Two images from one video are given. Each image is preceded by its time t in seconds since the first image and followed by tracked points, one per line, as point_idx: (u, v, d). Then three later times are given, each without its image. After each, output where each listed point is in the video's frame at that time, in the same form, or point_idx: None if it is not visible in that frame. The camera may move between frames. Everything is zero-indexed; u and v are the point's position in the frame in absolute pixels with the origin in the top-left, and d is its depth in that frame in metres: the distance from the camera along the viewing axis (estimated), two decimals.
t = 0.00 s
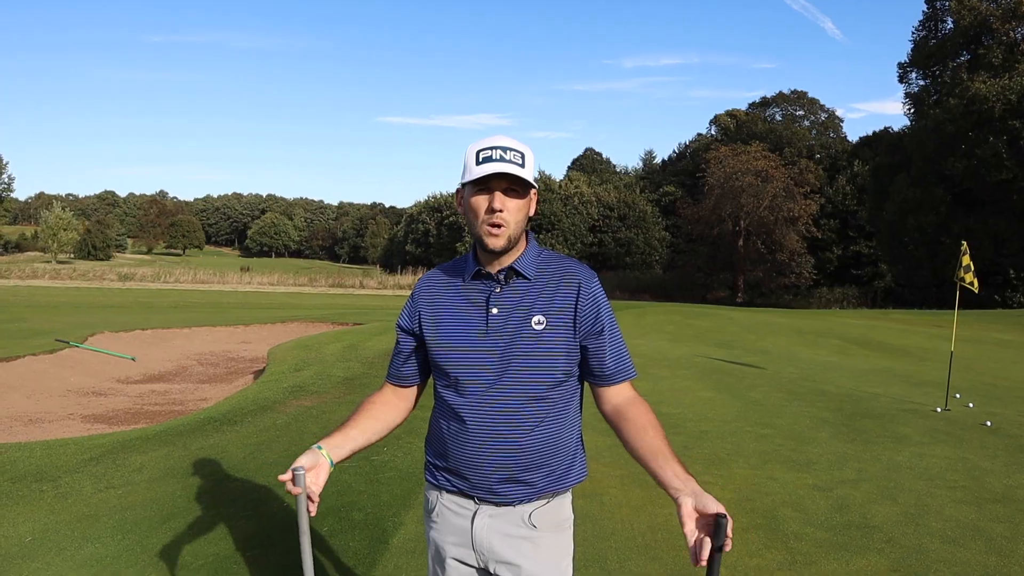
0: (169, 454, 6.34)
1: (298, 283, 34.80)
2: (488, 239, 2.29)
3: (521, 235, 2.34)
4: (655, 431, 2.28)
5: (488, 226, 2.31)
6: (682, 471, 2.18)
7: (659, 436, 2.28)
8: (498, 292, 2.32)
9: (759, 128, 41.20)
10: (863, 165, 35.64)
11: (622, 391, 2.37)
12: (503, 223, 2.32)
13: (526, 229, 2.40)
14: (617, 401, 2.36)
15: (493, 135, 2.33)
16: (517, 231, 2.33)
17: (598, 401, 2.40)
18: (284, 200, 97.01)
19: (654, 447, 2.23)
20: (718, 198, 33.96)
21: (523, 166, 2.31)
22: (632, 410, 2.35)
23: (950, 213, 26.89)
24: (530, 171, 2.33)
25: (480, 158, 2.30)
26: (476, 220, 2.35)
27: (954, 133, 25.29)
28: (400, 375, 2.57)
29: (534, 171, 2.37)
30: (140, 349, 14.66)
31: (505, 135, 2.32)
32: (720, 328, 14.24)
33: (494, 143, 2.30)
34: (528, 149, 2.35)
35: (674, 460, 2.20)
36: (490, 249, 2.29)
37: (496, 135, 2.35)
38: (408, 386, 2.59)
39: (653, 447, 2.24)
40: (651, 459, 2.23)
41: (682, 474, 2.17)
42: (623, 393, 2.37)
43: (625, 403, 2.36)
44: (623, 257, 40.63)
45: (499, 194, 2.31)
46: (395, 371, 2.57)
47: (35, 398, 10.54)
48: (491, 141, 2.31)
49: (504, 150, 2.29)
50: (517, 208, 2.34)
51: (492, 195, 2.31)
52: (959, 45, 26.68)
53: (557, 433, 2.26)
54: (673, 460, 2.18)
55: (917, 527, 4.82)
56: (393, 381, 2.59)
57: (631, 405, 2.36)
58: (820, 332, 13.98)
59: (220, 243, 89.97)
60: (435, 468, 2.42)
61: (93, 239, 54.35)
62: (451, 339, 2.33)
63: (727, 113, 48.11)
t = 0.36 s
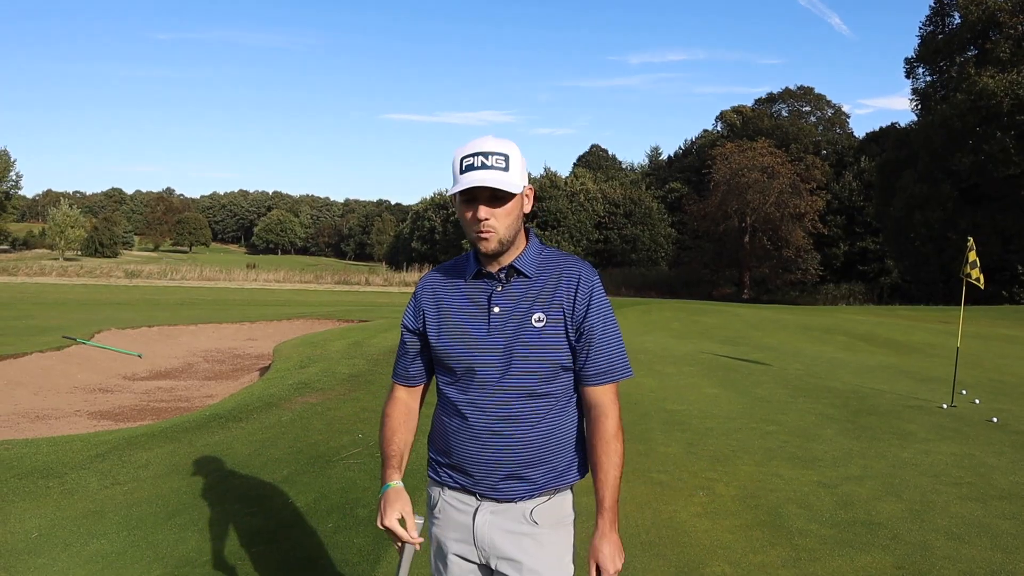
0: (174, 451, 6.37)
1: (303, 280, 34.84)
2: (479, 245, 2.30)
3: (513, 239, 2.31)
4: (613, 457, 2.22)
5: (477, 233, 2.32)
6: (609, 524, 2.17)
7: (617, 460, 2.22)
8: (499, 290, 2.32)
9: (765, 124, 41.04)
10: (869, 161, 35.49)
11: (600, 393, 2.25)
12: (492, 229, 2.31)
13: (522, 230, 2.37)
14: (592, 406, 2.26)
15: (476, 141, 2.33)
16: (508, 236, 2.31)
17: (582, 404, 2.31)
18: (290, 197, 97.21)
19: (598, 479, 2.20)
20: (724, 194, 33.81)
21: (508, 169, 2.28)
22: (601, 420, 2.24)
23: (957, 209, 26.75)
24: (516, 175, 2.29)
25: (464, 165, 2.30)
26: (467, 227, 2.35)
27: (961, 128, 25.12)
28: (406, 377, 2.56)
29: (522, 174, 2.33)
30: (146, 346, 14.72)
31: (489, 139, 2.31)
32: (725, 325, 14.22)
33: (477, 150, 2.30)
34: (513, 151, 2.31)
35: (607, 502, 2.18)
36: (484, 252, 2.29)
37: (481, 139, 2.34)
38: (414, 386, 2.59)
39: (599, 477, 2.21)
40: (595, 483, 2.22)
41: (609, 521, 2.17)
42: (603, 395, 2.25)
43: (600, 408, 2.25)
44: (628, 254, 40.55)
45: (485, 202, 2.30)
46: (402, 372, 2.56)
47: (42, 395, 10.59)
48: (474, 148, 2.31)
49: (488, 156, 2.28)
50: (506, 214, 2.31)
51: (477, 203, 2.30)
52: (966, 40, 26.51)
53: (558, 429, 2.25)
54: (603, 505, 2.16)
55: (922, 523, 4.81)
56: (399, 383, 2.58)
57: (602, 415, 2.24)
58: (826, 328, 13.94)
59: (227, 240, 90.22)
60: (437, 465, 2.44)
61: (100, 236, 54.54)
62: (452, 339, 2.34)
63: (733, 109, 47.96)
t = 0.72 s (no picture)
0: (175, 451, 6.39)
1: (305, 280, 34.88)
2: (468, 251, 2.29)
3: (500, 241, 2.29)
4: (622, 453, 2.24)
5: (464, 239, 2.31)
6: (621, 520, 2.19)
7: (626, 456, 2.25)
8: (499, 293, 2.32)
9: (765, 123, 41.01)
10: (871, 159, 35.46)
11: (611, 390, 2.29)
12: (478, 234, 2.29)
13: (512, 231, 2.35)
14: (602, 403, 2.29)
15: (456, 147, 2.32)
16: (496, 238, 2.29)
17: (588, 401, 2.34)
18: (291, 198, 97.30)
19: (608, 475, 2.22)
20: (724, 194, 33.76)
21: (485, 172, 2.26)
22: (611, 417, 2.27)
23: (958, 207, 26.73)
24: (496, 176, 2.27)
25: (444, 172, 2.30)
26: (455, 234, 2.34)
27: (963, 127, 25.08)
28: (417, 383, 2.48)
29: (504, 175, 2.30)
30: (148, 347, 14.73)
31: (467, 145, 2.30)
32: (726, 324, 14.21)
33: (455, 155, 2.30)
34: (492, 153, 2.30)
35: (619, 498, 2.21)
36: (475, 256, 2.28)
37: (460, 145, 2.34)
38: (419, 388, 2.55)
39: (609, 472, 2.23)
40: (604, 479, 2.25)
41: (621, 517, 2.20)
42: (612, 392, 2.29)
43: (610, 405, 2.29)
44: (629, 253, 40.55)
45: (467, 206, 2.28)
46: (401, 379, 2.52)
47: (45, 396, 10.62)
48: (453, 154, 2.31)
49: (465, 161, 2.27)
50: (490, 216, 2.29)
51: (459, 210, 2.29)
52: (968, 38, 26.48)
53: (560, 427, 2.27)
54: (614, 501, 2.19)
55: (924, 522, 4.81)
56: (406, 393, 2.51)
57: (613, 411, 2.28)
58: (828, 327, 13.93)
59: (228, 241, 90.32)
60: (438, 464, 2.44)
61: (102, 238, 54.66)
62: (453, 341, 2.34)
63: (734, 108, 47.92)
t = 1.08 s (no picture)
0: (174, 451, 6.39)
1: (303, 280, 34.84)
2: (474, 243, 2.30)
3: (507, 236, 2.31)
4: (615, 451, 2.19)
5: (471, 231, 2.32)
6: (610, 518, 2.13)
7: (620, 456, 2.20)
8: (502, 290, 2.32)
9: (763, 122, 41.04)
10: (869, 158, 35.51)
11: (608, 392, 2.25)
12: (485, 226, 2.31)
13: (517, 226, 2.37)
14: (599, 402, 2.26)
15: (467, 139, 2.33)
16: (502, 231, 2.31)
17: (586, 401, 2.32)
18: (289, 197, 97.30)
19: (600, 471, 2.17)
20: (722, 193, 33.77)
21: (497, 165, 2.28)
22: (608, 416, 2.24)
23: (956, 207, 26.77)
24: (507, 170, 2.29)
25: (455, 163, 2.31)
26: (461, 225, 2.36)
27: (960, 126, 25.12)
28: (412, 375, 2.51)
29: (514, 170, 2.32)
30: (146, 346, 14.72)
31: (478, 137, 2.31)
32: (725, 323, 14.22)
33: (467, 146, 2.31)
34: (503, 146, 2.31)
35: (609, 497, 2.15)
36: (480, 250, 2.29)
37: (471, 137, 2.35)
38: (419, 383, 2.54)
39: (601, 470, 2.18)
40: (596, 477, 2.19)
41: (609, 517, 2.13)
42: (610, 392, 2.26)
43: (608, 404, 2.25)
44: (627, 252, 40.55)
45: (475, 198, 2.30)
46: (399, 371, 2.53)
47: (42, 396, 10.60)
48: (464, 146, 2.32)
49: (476, 153, 2.29)
50: (499, 209, 2.31)
51: (468, 201, 2.31)
52: (965, 37, 26.51)
53: (558, 426, 2.27)
54: (602, 498, 2.14)
55: (921, 520, 4.82)
56: (403, 384, 2.52)
57: (610, 410, 2.24)
58: (826, 326, 13.95)
59: (226, 240, 90.25)
60: (436, 462, 2.44)
61: (100, 237, 54.61)
62: (454, 337, 2.34)
63: (732, 108, 47.96)
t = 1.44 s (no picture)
0: (170, 454, 6.37)
1: (299, 283, 34.81)
2: (483, 240, 2.31)
3: (516, 236, 2.34)
4: (603, 462, 2.17)
5: (481, 228, 2.34)
6: (597, 529, 2.12)
7: (609, 465, 2.18)
8: (501, 294, 2.33)
9: (759, 124, 41.16)
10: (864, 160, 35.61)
11: (596, 396, 2.23)
12: (497, 225, 2.33)
13: (525, 227, 2.40)
14: (586, 409, 2.23)
15: (483, 137, 2.34)
16: (514, 231, 2.34)
17: (578, 405, 2.30)
18: (285, 200, 97.13)
19: (587, 485, 2.15)
20: (718, 195, 33.80)
21: (514, 167, 2.31)
22: (595, 424, 2.20)
23: (951, 208, 26.87)
24: (522, 172, 2.33)
25: (471, 161, 2.32)
26: (471, 222, 2.37)
27: (955, 128, 25.21)
28: (412, 381, 2.47)
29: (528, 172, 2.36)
30: (142, 349, 14.69)
31: (497, 136, 2.32)
32: (721, 325, 14.25)
33: (485, 145, 2.31)
34: (521, 148, 2.34)
35: (595, 509, 2.13)
36: (487, 249, 2.30)
37: (487, 136, 2.36)
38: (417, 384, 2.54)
39: (588, 483, 2.16)
40: (583, 489, 2.17)
41: (597, 529, 2.12)
42: (599, 397, 2.23)
43: (595, 411, 2.22)
44: (624, 254, 40.59)
45: (491, 197, 2.32)
46: (398, 376, 2.48)
47: (38, 399, 10.57)
48: (481, 145, 2.32)
49: (495, 152, 2.30)
50: (512, 209, 2.34)
51: (483, 199, 2.32)
52: (959, 39, 26.62)
53: (555, 430, 2.27)
54: (589, 512, 2.12)
55: (917, 521, 4.84)
56: (402, 390, 2.48)
57: (596, 418, 2.21)
58: (822, 328, 13.99)
59: (222, 243, 90.12)
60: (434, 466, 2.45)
61: (96, 240, 54.50)
62: (454, 340, 2.35)
63: (727, 110, 48.06)
